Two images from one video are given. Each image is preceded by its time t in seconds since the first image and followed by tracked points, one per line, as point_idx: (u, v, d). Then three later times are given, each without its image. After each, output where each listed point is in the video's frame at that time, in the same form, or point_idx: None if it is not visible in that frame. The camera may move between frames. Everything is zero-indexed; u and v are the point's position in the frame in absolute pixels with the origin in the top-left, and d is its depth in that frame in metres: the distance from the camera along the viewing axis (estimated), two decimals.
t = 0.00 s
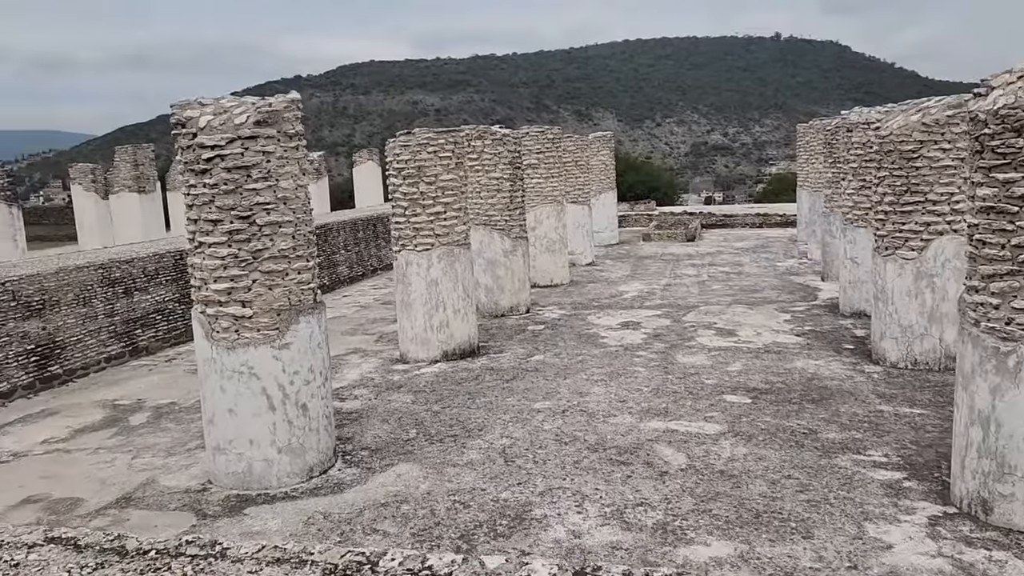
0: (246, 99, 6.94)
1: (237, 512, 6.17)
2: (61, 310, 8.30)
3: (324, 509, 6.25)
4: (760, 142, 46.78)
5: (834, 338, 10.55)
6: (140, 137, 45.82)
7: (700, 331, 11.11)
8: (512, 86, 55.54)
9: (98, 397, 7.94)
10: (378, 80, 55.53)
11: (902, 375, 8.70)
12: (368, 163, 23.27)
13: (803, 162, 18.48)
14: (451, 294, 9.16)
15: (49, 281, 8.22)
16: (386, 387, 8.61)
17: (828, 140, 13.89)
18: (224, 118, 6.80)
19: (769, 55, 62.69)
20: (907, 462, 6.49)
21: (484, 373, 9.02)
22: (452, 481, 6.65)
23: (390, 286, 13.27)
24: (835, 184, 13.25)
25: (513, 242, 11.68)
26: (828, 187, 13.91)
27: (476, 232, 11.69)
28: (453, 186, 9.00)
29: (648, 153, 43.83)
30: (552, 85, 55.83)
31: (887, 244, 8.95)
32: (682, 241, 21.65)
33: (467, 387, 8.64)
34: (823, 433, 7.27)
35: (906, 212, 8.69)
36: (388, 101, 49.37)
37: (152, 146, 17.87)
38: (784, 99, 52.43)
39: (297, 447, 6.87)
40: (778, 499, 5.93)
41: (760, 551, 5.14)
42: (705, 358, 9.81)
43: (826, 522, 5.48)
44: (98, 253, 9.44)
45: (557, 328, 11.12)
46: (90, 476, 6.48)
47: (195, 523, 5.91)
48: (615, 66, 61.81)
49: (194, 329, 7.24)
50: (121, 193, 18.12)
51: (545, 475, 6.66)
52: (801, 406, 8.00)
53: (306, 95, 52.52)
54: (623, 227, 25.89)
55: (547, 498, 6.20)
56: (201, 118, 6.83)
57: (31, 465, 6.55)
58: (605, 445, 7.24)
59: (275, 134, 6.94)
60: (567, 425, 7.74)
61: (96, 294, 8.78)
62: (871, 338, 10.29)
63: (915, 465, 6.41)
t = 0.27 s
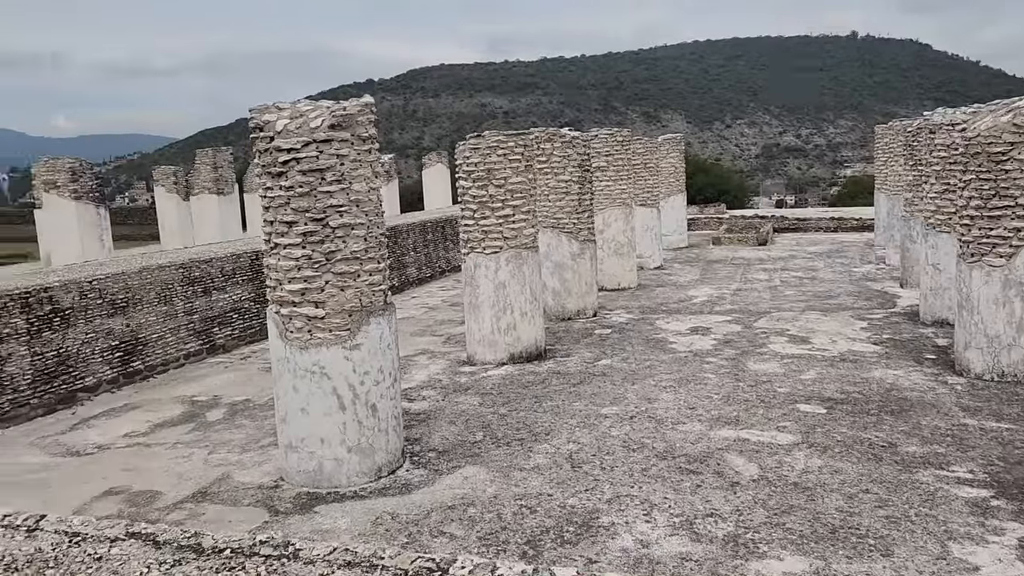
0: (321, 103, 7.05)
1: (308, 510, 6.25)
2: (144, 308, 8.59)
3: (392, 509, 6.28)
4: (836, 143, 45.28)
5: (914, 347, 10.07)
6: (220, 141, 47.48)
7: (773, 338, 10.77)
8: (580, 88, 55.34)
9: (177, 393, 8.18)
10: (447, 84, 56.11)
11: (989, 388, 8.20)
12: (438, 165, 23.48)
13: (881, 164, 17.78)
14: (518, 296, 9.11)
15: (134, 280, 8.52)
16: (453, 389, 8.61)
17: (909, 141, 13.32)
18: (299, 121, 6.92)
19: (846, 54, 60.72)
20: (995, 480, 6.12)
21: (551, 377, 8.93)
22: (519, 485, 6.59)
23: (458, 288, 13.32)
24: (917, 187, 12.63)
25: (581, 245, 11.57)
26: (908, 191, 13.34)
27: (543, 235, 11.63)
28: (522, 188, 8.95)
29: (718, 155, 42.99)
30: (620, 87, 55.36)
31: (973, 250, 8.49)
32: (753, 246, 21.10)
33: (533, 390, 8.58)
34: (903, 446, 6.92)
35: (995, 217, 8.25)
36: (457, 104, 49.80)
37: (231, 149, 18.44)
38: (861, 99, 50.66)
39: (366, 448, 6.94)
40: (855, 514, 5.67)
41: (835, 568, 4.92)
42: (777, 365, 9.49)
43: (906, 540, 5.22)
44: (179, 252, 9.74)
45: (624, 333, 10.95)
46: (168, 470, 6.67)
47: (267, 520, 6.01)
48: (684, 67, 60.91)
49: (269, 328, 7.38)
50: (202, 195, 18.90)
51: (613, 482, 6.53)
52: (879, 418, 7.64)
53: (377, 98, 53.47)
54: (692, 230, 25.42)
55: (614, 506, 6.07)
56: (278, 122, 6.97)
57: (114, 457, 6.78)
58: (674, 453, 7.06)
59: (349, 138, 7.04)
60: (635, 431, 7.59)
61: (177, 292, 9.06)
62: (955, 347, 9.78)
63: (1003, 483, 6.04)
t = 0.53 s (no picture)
0: (399, 105, 7.11)
1: (381, 509, 6.32)
2: (230, 305, 8.87)
3: (463, 511, 6.29)
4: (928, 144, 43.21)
5: (1014, 359, 9.47)
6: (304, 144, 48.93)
7: (858, 346, 10.31)
8: (658, 89, 54.63)
9: (259, 389, 8.42)
10: (524, 86, 56.26)
11: None
12: (515, 167, 23.54)
13: (978, 165, 16.85)
14: (594, 300, 8.99)
15: (221, 279, 8.80)
16: (526, 391, 8.57)
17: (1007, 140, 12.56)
18: (377, 124, 7.01)
19: (941, 50, 57.92)
20: None
21: (626, 382, 8.78)
22: (591, 492, 6.49)
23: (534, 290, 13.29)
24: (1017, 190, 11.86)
25: (658, 248, 11.36)
26: (1007, 193, 12.58)
27: (620, 237, 11.48)
28: (599, 190, 8.83)
29: (800, 157, 41.69)
30: (699, 87, 54.34)
31: None
32: (839, 250, 20.32)
33: (608, 395, 8.45)
34: (998, 464, 6.50)
35: None
36: (536, 106, 49.84)
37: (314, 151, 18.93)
38: (956, 97, 48.22)
39: (439, 448, 6.98)
40: (946, 535, 5.35)
41: None
42: (863, 375, 9.07)
43: (1002, 565, 4.89)
44: (264, 252, 10.03)
45: (702, 338, 10.69)
46: (249, 464, 6.86)
47: (342, 517, 6.11)
48: (767, 67, 59.35)
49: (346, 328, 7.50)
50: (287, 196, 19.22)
51: (688, 492, 6.36)
52: (973, 433, 7.20)
53: (455, 101, 54.11)
54: (774, 234, 24.70)
55: (688, 516, 5.91)
56: (357, 125, 7.07)
57: (198, 450, 7.01)
58: (752, 464, 6.83)
59: (426, 140, 7.09)
60: (711, 440, 7.38)
61: (261, 291, 9.32)
62: None
63: None
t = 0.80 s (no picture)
0: (477, 109, 7.14)
1: (453, 511, 6.36)
2: (312, 305, 9.09)
3: (535, 517, 6.26)
4: None
5: None
6: (386, 147, 49.98)
7: (953, 359, 9.77)
8: (741, 90, 53.39)
9: (338, 387, 8.59)
10: (603, 88, 55.92)
11: None
12: (595, 170, 23.39)
13: None
14: (672, 305, 8.82)
15: (305, 279, 9.03)
16: (602, 397, 8.46)
17: None
18: (456, 128, 7.05)
19: None
20: None
21: (704, 391, 8.56)
22: (666, 502, 6.35)
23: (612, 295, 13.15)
24: None
25: (740, 253, 11.04)
26: None
27: (700, 242, 11.25)
28: (678, 194, 8.66)
29: (892, 159, 39.97)
30: (784, 87, 52.80)
31: None
32: (933, 257, 19.35)
33: (685, 403, 8.27)
34: None
35: None
36: (617, 109, 49.40)
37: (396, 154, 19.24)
38: None
39: (512, 453, 6.98)
40: None
41: None
42: (957, 390, 8.58)
43: None
44: (346, 252, 10.23)
45: (784, 347, 10.34)
46: (326, 462, 7.01)
47: (415, 518, 6.17)
48: (857, 66, 57.20)
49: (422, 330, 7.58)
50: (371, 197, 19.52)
51: (766, 506, 6.15)
52: None
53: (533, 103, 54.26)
54: (864, 240, 23.73)
55: (767, 532, 5.70)
56: (435, 128, 7.12)
57: (278, 446, 7.21)
58: (835, 479, 6.55)
59: (503, 143, 7.10)
60: (792, 453, 7.12)
61: (343, 291, 9.51)
62: None
63: None
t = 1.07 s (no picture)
0: (556, 114, 7.12)
1: (527, 517, 6.35)
2: (391, 308, 9.24)
3: (609, 526, 6.18)
4: None
5: None
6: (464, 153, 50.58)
7: None
8: (825, 93, 51.78)
9: (416, 390, 8.71)
10: (681, 92, 55.16)
11: None
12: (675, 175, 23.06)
13: None
14: (753, 314, 8.59)
15: (385, 281, 9.18)
16: (679, 406, 8.31)
17: None
18: (535, 133, 7.04)
19: None
20: None
21: (786, 403, 8.30)
22: (744, 517, 6.18)
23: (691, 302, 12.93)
24: None
25: (825, 261, 10.67)
26: None
27: (783, 250, 10.96)
28: (761, 201, 8.45)
29: (988, 165, 38.02)
30: (872, 90, 50.91)
31: None
32: None
33: (766, 415, 8.03)
34: None
35: None
36: (698, 114, 48.58)
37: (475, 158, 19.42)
38: None
39: (587, 461, 6.92)
40: None
41: None
42: None
43: None
44: (426, 256, 10.37)
45: (872, 359, 9.93)
46: (403, 463, 7.10)
47: (488, 522, 6.19)
48: (951, 68, 54.71)
49: (498, 334, 7.60)
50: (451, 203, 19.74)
51: (851, 525, 5.90)
52: None
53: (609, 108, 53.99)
54: (959, 249, 22.63)
55: (851, 552, 5.47)
56: (515, 134, 7.13)
57: (357, 446, 7.35)
58: (925, 500, 6.24)
59: (582, 149, 7.06)
60: (880, 470, 6.83)
61: (421, 294, 9.63)
62: None
63: None
